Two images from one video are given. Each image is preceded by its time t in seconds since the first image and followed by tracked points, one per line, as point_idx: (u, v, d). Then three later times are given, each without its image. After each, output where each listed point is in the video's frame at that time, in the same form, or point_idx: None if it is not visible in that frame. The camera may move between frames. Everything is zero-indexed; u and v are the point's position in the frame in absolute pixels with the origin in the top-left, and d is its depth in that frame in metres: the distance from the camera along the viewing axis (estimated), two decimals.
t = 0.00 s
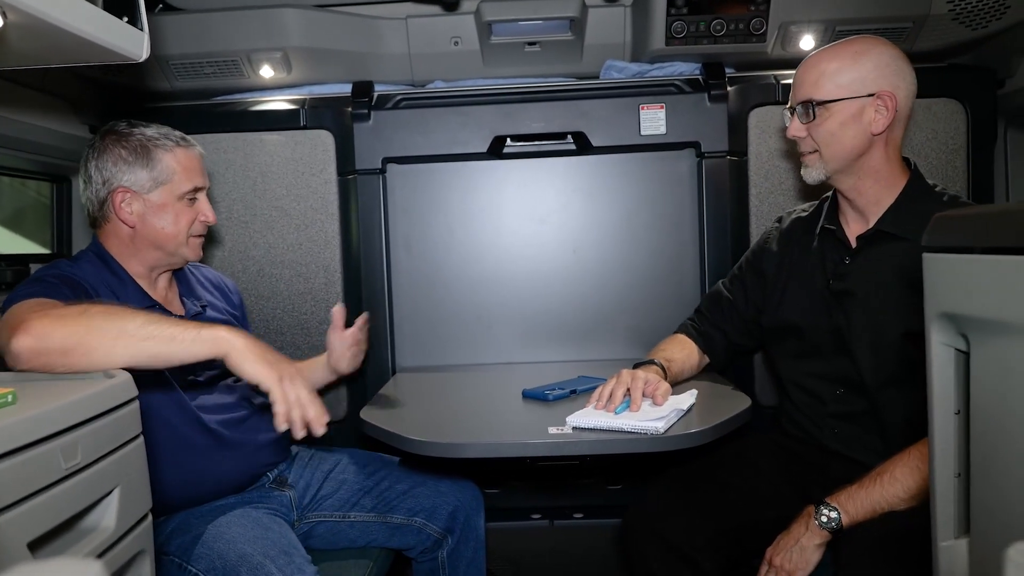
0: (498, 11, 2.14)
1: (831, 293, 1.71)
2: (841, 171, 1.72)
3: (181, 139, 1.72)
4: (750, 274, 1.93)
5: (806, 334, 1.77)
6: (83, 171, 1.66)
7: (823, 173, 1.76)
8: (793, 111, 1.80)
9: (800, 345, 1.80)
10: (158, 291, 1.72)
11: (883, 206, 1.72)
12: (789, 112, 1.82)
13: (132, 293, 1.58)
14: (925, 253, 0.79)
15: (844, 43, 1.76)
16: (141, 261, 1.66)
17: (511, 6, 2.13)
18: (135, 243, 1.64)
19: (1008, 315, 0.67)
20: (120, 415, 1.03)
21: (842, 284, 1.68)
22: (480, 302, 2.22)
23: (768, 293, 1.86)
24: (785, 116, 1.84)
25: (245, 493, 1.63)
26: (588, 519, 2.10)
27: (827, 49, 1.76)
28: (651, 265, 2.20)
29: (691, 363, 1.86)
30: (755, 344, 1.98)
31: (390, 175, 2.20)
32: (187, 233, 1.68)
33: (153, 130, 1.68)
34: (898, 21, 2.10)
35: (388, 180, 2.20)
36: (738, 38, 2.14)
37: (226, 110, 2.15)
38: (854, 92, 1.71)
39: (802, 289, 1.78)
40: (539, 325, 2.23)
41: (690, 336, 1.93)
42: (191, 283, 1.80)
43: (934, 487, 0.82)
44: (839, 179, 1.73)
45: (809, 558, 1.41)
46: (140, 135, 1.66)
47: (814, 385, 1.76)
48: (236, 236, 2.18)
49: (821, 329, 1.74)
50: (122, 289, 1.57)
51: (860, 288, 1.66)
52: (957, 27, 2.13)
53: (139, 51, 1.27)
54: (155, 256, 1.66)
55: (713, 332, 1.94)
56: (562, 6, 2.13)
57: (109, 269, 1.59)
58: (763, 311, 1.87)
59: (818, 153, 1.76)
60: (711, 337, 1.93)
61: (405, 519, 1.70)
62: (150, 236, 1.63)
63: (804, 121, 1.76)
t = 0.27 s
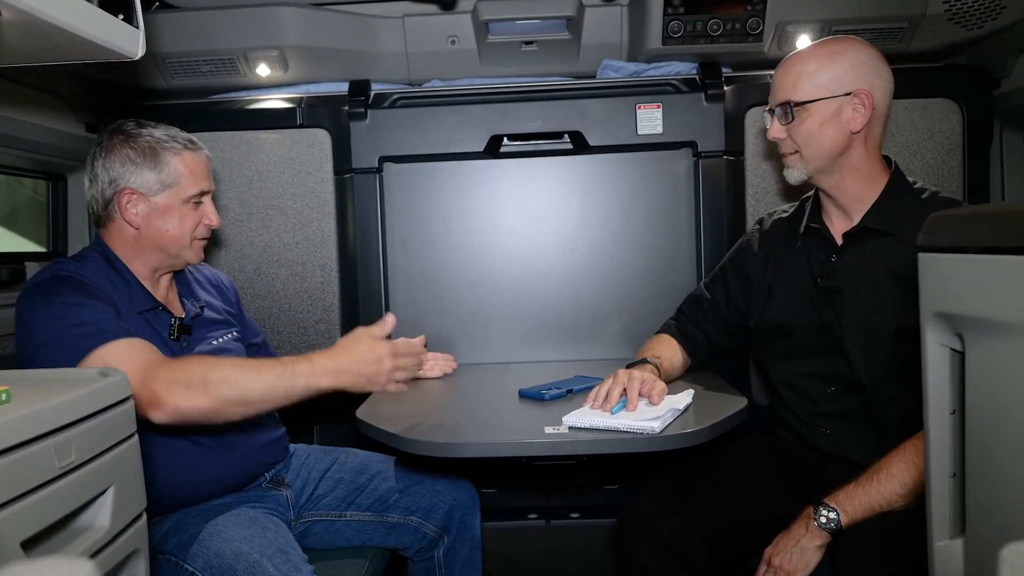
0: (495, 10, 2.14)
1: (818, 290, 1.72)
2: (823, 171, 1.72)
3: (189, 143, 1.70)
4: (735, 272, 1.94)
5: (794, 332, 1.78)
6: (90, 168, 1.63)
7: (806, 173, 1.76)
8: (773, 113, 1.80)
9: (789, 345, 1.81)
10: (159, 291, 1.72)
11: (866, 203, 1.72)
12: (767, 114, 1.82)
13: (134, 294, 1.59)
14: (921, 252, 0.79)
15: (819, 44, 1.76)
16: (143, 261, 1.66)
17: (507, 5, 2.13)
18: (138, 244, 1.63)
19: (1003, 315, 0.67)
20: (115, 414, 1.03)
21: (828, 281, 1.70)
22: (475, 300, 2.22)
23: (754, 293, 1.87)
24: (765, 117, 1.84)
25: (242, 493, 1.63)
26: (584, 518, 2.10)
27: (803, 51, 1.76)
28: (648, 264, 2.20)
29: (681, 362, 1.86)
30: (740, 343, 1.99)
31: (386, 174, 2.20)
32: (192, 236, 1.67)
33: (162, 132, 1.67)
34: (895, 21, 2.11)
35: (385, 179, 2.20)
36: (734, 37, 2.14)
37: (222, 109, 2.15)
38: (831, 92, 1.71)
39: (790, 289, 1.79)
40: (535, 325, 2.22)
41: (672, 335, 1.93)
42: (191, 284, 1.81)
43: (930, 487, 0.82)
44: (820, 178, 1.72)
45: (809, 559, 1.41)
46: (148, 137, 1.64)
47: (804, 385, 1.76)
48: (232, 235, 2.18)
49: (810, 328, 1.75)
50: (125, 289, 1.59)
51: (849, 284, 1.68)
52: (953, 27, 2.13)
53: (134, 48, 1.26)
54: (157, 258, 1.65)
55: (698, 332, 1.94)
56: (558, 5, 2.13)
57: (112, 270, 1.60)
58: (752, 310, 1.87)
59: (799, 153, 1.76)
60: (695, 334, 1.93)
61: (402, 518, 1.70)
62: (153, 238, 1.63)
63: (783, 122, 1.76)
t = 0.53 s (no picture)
0: (493, 11, 2.14)
1: (801, 294, 1.74)
2: (800, 178, 1.71)
3: (199, 148, 1.69)
4: (717, 275, 1.95)
5: (779, 336, 1.79)
6: (100, 166, 1.63)
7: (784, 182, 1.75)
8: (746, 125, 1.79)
9: (774, 348, 1.82)
10: (159, 292, 1.72)
11: (844, 205, 1.73)
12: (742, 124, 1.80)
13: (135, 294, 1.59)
14: (917, 255, 0.79)
15: (786, 54, 1.75)
16: (145, 262, 1.65)
17: (505, 6, 2.13)
18: (141, 244, 1.63)
19: (999, 318, 0.67)
20: (112, 415, 1.03)
21: (811, 285, 1.71)
22: (472, 301, 2.22)
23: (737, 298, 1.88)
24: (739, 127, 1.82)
25: (238, 493, 1.63)
26: (582, 520, 2.10)
27: (773, 61, 1.75)
28: (645, 266, 2.20)
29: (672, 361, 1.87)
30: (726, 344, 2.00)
31: (385, 175, 2.19)
32: (194, 238, 1.67)
33: (172, 135, 1.67)
34: (892, 23, 2.11)
35: (382, 179, 2.19)
36: (732, 39, 2.14)
37: (220, 109, 2.15)
38: (802, 101, 1.70)
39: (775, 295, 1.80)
40: (532, 326, 2.22)
41: (661, 336, 1.93)
42: (191, 284, 1.81)
43: (925, 489, 0.82)
44: (798, 185, 1.73)
45: (804, 564, 1.40)
46: (158, 138, 1.64)
47: (792, 389, 1.77)
48: (230, 236, 2.18)
49: (794, 331, 1.77)
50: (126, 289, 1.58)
51: (831, 287, 1.70)
52: (950, 29, 2.13)
53: (132, 48, 1.26)
54: (159, 259, 1.65)
55: (685, 333, 1.94)
56: (556, 6, 2.13)
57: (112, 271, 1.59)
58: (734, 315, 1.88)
59: (775, 163, 1.75)
60: (681, 336, 1.93)
61: (398, 520, 1.70)
62: (157, 239, 1.62)
63: (757, 134, 1.75)
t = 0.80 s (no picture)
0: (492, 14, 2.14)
1: (792, 300, 1.74)
2: (793, 186, 1.71)
3: (175, 139, 1.71)
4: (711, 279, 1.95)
5: (773, 339, 1.80)
6: (78, 171, 1.63)
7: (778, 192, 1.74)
8: (736, 138, 1.79)
9: (768, 352, 1.82)
10: (155, 292, 1.73)
11: (833, 212, 1.73)
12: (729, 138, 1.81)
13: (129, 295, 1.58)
14: (915, 259, 0.79)
15: (770, 64, 1.76)
16: (139, 261, 1.66)
17: (505, 9, 2.13)
18: (133, 243, 1.64)
19: (996, 322, 0.67)
20: (109, 417, 1.03)
21: (801, 292, 1.72)
22: (470, 304, 2.22)
23: (729, 302, 1.89)
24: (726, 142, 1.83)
25: (236, 495, 1.62)
26: (580, 522, 2.10)
27: (756, 72, 1.76)
28: (643, 269, 2.20)
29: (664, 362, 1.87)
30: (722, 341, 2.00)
31: (384, 178, 2.18)
32: (184, 232, 1.67)
33: (145, 130, 1.67)
34: (890, 27, 2.11)
35: (381, 182, 2.18)
36: (731, 43, 2.14)
37: (219, 112, 2.16)
38: (791, 110, 1.71)
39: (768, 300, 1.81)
40: (531, 328, 2.22)
41: (656, 336, 1.93)
42: (185, 284, 1.80)
43: (923, 493, 0.82)
44: (790, 194, 1.73)
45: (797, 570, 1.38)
46: (132, 135, 1.64)
47: (786, 393, 1.78)
48: (229, 238, 2.18)
49: (787, 335, 1.77)
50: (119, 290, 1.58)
51: (820, 294, 1.70)
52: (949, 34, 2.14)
53: (130, 51, 1.26)
54: (152, 257, 1.66)
55: (680, 332, 1.94)
56: (556, 10, 2.13)
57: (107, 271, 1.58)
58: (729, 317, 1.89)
59: (769, 173, 1.75)
60: (675, 336, 1.94)
61: (397, 522, 1.69)
62: (147, 237, 1.63)
63: (749, 145, 1.75)
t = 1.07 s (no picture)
0: (492, 20, 2.15)
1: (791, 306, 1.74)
2: (803, 194, 1.71)
3: (182, 146, 1.72)
4: (710, 284, 1.96)
5: (772, 344, 1.80)
6: (85, 175, 1.64)
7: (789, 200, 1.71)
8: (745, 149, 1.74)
9: (767, 357, 1.82)
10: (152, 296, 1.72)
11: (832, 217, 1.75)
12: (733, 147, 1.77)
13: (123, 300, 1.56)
14: (914, 265, 0.79)
15: (770, 71, 1.76)
16: (136, 264, 1.66)
17: (504, 15, 2.13)
18: (133, 247, 1.63)
19: (996, 330, 0.67)
20: (109, 421, 1.03)
21: (800, 297, 1.71)
22: (469, 308, 2.22)
23: (728, 307, 1.89)
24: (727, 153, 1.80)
25: (234, 501, 1.62)
26: (579, 528, 2.11)
27: (757, 79, 1.75)
28: (643, 274, 2.20)
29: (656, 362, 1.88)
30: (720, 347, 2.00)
31: (384, 182, 2.19)
32: (185, 238, 1.69)
33: (154, 136, 1.68)
34: (889, 33, 2.12)
35: (381, 187, 2.19)
36: (730, 49, 2.15)
37: (220, 116, 2.16)
38: (798, 116, 1.70)
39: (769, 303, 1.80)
40: (530, 333, 2.22)
41: (656, 335, 1.94)
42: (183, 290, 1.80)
43: (922, 499, 0.82)
44: (800, 202, 1.72)
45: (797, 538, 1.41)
46: (140, 140, 1.65)
47: (786, 398, 1.77)
48: (228, 242, 2.18)
49: (786, 340, 1.77)
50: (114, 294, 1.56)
51: (820, 298, 1.70)
52: (947, 40, 2.14)
53: (131, 56, 1.27)
54: (150, 261, 1.66)
55: (679, 338, 1.95)
56: (556, 16, 2.14)
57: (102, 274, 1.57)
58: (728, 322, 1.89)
59: (780, 181, 1.70)
60: (674, 342, 1.94)
61: (395, 528, 1.69)
62: (148, 241, 1.63)
63: (760, 154, 1.71)
